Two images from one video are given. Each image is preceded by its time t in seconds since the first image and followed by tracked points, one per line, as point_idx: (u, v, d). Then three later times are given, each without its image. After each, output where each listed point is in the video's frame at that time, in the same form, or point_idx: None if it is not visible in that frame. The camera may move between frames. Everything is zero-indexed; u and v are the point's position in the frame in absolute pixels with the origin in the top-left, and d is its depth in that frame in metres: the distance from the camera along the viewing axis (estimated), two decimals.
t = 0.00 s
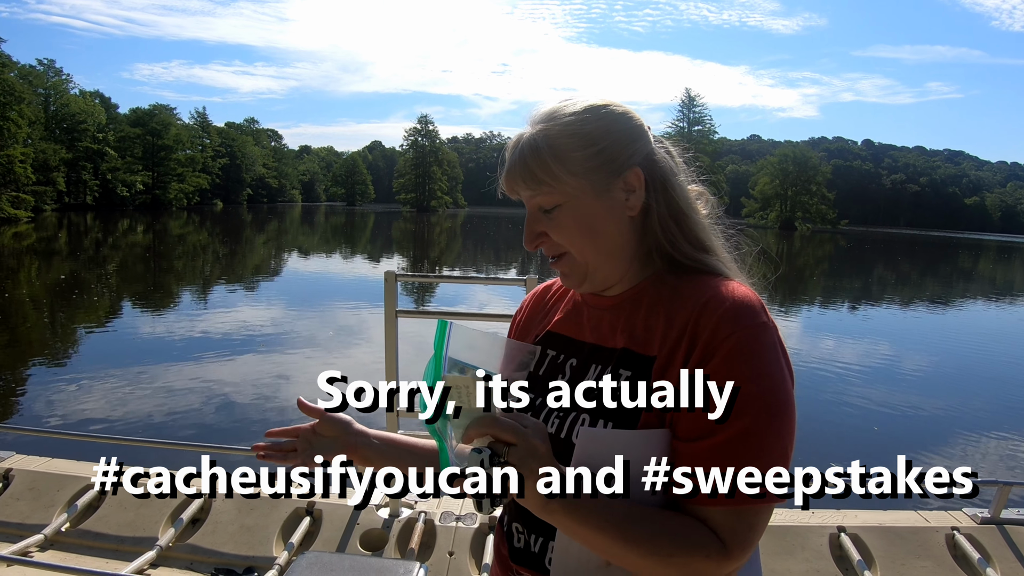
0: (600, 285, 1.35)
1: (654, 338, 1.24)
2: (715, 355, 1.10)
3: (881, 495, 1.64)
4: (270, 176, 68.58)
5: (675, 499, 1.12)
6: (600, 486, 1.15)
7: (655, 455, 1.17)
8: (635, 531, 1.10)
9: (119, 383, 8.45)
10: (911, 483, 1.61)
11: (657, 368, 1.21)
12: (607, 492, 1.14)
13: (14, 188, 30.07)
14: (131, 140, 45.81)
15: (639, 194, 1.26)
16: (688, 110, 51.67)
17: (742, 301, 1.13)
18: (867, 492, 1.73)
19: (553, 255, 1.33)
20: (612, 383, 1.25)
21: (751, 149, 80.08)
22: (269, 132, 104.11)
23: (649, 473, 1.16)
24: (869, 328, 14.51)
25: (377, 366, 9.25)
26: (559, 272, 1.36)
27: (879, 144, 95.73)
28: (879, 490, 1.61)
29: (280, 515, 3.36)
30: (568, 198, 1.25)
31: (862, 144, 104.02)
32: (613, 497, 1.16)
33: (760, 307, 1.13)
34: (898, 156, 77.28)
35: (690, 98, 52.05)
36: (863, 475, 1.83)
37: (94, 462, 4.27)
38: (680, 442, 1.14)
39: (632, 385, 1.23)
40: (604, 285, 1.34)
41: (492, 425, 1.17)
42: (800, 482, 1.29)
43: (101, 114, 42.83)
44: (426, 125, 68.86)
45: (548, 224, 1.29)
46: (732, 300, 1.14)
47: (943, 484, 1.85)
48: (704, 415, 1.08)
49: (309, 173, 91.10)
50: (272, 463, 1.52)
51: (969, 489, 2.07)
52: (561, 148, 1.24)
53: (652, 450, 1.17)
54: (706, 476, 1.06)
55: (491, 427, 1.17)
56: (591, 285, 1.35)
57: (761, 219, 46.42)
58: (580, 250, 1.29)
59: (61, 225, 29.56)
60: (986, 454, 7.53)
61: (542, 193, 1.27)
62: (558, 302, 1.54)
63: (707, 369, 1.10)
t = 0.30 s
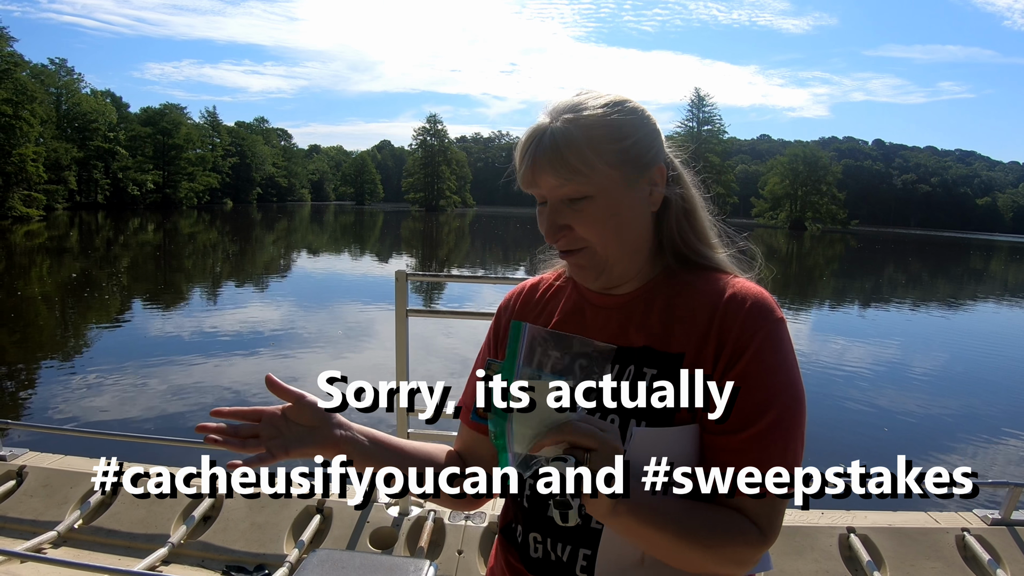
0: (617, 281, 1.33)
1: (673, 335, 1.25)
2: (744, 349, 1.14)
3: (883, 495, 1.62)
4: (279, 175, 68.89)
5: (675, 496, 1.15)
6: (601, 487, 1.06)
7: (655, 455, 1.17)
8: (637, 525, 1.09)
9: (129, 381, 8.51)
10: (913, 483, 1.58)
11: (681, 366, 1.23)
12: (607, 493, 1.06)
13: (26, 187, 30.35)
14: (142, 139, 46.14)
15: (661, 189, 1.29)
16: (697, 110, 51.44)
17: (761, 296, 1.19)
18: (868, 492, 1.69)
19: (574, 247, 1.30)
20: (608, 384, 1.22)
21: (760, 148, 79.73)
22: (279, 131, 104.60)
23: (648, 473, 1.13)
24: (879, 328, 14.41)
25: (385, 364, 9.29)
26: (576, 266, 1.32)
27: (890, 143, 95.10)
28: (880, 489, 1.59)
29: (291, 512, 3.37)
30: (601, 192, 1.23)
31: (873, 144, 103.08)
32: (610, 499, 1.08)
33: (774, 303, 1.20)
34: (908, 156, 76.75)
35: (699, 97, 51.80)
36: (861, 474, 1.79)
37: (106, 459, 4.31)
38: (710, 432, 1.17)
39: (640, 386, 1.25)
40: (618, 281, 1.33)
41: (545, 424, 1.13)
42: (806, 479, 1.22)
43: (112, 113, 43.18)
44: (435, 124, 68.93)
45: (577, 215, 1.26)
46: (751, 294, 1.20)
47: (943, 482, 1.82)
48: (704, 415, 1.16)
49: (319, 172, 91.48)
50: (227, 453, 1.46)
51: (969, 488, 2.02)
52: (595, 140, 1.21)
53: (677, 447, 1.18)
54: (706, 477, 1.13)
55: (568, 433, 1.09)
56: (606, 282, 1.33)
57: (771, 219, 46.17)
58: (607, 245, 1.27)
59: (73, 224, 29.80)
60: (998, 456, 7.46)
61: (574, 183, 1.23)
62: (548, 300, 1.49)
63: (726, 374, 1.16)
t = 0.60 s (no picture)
0: (638, 286, 1.32)
1: (698, 335, 1.27)
2: (768, 350, 1.18)
3: (884, 495, 1.53)
4: (288, 177, 69.20)
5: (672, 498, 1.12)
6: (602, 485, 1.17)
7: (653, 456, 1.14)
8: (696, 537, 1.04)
9: (139, 381, 8.57)
10: (915, 483, 1.46)
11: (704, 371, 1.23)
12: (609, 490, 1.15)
13: (38, 188, 30.58)
14: (152, 140, 46.43)
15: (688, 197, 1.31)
16: (707, 111, 51.23)
17: (776, 297, 1.24)
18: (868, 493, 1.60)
19: (606, 247, 1.27)
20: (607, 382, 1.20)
21: (770, 150, 79.36)
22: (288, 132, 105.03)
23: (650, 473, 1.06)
24: (889, 331, 14.31)
25: (393, 365, 9.31)
26: (604, 267, 1.30)
27: (901, 144, 94.45)
28: (881, 490, 1.49)
29: (302, 513, 3.38)
30: (641, 195, 1.23)
31: (884, 146, 102.33)
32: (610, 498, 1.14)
33: (788, 305, 1.24)
34: (919, 157, 76.28)
35: (708, 98, 51.63)
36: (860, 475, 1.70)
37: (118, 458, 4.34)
38: (739, 431, 1.19)
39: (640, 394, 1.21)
40: (635, 287, 1.33)
41: (653, 440, 1.09)
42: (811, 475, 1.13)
43: (123, 115, 43.49)
44: (444, 125, 69.06)
45: (614, 216, 1.24)
46: (769, 297, 1.25)
47: (949, 486, 1.72)
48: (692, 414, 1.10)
49: (328, 173, 91.82)
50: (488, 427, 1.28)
51: (972, 489, 1.84)
52: (637, 144, 1.21)
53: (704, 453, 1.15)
54: (705, 478, 1.05)
55: (683, 455, 1.07)
56: (625, 285, 1.32)
57: (780, 220, 45.92)
58: (641, 247, 1.26)
59: (84, 225, 30.04)
60: (1009, 459, 7.39)
61: (614, 185, 1.22)
62: (556, 303, 1.46)
63: (747, 375, 1.20)
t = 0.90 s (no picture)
0: (665, 287, 1.27)
1: (726, 335, 1.24)
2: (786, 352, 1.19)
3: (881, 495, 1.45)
4: (296, 179, 69.49)
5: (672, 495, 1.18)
6: (600, 484, 1.24)
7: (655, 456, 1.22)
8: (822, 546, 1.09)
9: (148, 382, 8.62)
10: (913, 483, 1.41)
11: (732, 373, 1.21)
12: (608, 490, 1.23)
13: (48, 190, 30.80)
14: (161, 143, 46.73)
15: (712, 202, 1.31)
16: (714, 113, 51.15)
17: (788, 298, 1.25)
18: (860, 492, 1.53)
19: (649, 254, 1.21)
20: (609, 384, 1.24)
21: (778, 151, 79.12)
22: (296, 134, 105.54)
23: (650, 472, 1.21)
24: (897, 333, 14.24)
25: (400, 367, 9.36)
26: (643, 274, 1.23)
27: (909, 145, 94.07)
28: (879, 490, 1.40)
29: (312, 512, 3.40)
30: (684, 203, 1.20)
31: (893, 147, 101.79)
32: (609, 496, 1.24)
33: (798, 303, 1.26)
34: (928, 159, 75.98)
35: (715, 100, 51.56)
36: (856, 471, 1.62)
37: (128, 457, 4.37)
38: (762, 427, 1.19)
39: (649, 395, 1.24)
40: (660, 289, 1.27)
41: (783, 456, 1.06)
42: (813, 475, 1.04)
43: (132, 117, 43.80)
44: (450, 127, 69.25)
45: (660, 225, 1.20)
46: (777, 295, 1.26)
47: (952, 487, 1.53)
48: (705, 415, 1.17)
49: (335, 175, 92.19)
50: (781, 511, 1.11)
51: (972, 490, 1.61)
52: (682, 152, 1.19)
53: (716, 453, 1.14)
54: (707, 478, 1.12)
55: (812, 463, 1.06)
56: (654, 288, 1.27)
57: (788, 222, 45.79)
58: (681, 253, 1.22)
59: (93, 227, 30.25)
60: (1018, 460, 7.35)
61: (662, 193, 1.17)
62: (569, 305, 1.35)
63: (765, 373, 1.20)
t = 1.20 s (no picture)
0: (690, 280, 1.32)
1: (748, 327, 1.30)
2: (813, 338, 1.27)
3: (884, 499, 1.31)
4: (298, 180, 69.57)
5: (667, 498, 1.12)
6: (599, 486, 1.17)
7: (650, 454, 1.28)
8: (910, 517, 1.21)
9: (153, 384, 8.65)
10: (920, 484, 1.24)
11: (757, 360, 1.28)
12: (606, 491, 1.16)
13: (52, 192, 30.91)
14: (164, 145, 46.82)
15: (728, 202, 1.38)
16: (717, 113, 51.05)
17: (803, 287, 1.33)
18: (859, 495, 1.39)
19: (678, 246, 1.27)
20: (608, 385, 1.28)
21: (781, 150, 78.95)
22: (298, 136, 105.62)
23: (648, 473, 1.12)
24: (901, 332, 14.21)
25: (404, 367, 9.38)
26: (670, 266, 1.29)
27: (914, 143, 93.83)
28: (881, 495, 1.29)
29: (321, 510, 3.41)
30: (713, 195, 1.27)
31: (896, 146, 101.31)
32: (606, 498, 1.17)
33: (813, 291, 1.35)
34: (932, 158, 75.71)
35: (718, 99, 51.47)
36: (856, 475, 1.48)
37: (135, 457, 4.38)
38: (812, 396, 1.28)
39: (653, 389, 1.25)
40: (682, 283, 1.32)
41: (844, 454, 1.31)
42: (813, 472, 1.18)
43: (135, 120, 43.92)
44: (452, 128, 69.32)
45: (688, 219, 1.26)
46: (795, 286, 1.33)
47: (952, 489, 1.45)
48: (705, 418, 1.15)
49: (337, 176, 92.26)
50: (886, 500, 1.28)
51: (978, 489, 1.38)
52: (709, 153, 1.26)
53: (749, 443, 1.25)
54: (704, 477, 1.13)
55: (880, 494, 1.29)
56: (679, 281, 1.32)
57: (791, 222, 45.67)
58: (708, 242, 1.27)
59: (96, 229, 30.36)
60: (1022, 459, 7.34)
61: (693, 186, 1.24)
62: (591, 299, 1.40)
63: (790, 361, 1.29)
